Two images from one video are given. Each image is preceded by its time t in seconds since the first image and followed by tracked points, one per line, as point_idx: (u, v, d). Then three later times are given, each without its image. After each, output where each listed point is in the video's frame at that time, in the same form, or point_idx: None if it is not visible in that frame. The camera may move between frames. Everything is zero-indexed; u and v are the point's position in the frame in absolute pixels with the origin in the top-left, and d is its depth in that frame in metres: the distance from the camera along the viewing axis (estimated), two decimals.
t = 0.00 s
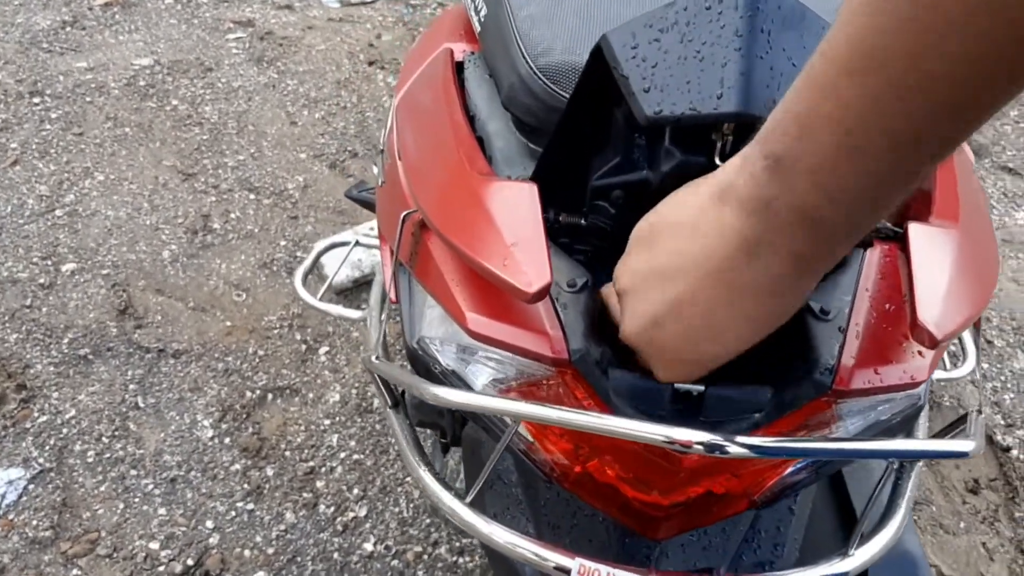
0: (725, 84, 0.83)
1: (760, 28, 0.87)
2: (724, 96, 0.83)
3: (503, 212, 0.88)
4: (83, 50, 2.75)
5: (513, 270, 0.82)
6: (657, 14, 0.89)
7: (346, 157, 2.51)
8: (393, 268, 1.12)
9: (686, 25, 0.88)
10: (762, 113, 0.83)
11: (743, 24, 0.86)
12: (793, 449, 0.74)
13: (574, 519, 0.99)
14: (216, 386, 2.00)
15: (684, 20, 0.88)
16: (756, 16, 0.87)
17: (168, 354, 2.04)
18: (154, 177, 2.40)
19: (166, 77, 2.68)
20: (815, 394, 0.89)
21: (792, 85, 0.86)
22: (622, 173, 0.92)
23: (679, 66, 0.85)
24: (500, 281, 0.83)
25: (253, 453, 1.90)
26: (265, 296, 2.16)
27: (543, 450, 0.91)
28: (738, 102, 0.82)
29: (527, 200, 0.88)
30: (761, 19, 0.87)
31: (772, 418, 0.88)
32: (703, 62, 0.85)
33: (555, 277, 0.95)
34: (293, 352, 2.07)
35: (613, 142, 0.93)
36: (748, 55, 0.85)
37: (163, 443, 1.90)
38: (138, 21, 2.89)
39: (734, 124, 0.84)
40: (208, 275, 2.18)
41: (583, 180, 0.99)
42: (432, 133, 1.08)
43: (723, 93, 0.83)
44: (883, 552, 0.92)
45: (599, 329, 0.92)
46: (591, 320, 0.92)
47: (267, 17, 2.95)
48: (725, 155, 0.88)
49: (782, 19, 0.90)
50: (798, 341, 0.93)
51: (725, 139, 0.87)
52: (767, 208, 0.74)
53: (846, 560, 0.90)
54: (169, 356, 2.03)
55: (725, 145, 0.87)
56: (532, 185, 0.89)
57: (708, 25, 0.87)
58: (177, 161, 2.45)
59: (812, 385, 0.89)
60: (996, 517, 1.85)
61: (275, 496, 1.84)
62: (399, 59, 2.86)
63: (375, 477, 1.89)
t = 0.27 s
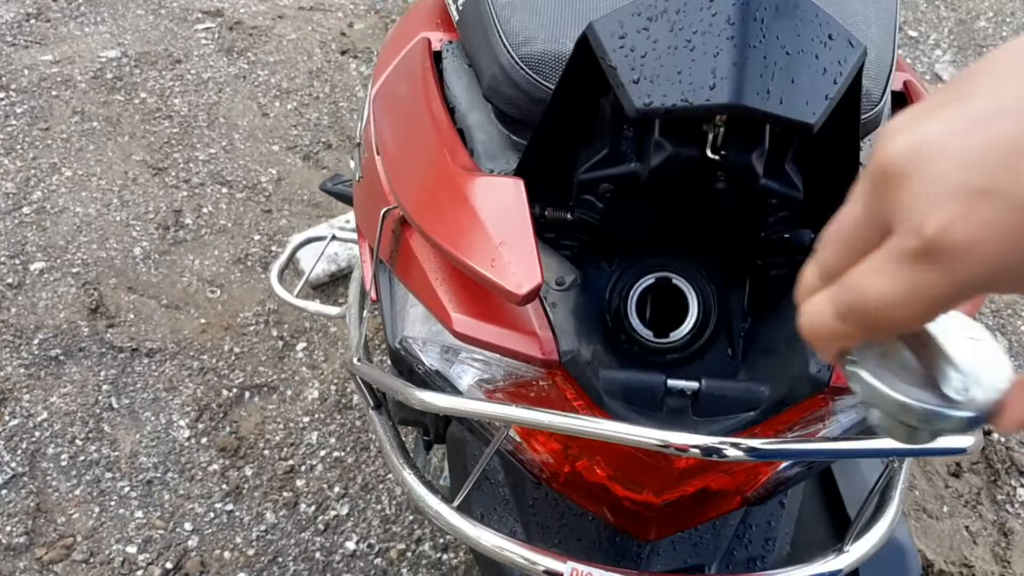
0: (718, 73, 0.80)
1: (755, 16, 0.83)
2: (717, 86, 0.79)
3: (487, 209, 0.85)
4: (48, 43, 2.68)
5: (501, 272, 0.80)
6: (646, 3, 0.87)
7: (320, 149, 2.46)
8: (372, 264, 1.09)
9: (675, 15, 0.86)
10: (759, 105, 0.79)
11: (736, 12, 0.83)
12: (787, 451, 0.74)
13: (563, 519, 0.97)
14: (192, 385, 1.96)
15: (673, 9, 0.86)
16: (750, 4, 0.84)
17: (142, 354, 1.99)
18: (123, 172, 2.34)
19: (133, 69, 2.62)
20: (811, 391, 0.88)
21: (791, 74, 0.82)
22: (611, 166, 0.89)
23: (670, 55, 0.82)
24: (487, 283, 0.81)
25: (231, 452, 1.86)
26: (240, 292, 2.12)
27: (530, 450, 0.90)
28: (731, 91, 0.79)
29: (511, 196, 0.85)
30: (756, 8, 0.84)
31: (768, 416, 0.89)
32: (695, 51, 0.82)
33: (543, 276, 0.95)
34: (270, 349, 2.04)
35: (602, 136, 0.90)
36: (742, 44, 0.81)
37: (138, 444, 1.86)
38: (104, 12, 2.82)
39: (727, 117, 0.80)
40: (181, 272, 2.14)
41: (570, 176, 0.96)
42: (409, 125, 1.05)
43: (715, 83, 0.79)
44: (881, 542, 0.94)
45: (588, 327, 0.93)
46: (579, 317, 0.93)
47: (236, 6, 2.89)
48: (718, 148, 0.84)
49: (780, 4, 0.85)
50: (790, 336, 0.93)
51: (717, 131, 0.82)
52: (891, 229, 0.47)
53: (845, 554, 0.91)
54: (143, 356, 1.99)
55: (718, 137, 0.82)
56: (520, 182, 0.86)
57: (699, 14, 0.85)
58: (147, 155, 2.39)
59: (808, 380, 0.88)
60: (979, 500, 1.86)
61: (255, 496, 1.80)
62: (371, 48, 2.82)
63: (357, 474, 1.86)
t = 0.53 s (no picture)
0: (705, 71, 0.78)
1: (741, 12, 0.82)
2: (705, 83, 0.78)
3: (470, 211, 0.84)
4: (25, 42, 2.64)
5: (485, 277, 0.79)
6: None
7: (302, 145, 2.44)
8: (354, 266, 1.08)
9: (661, 11, 0.84)
10: (747, 102, 0.78)
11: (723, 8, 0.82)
12: (783, 455, 0.73)
13: (551, 522, 0.96)
14: (175, 387, 1.93)
15: (659, 6, 0.84)
16: None
17: (124, 356, 1.97)
18: (102, 171, 2.31)
19: (112, 67, 2.58)
20: (803, 392, 0.88)
21: (780, 70, 0.81)
22: (596, 165, 0.88)
23: (656, 53, 0.81)
24: (471, 287, 0.80)
25: (215, 454, 1.84)
26: (223, 292, 2.10)
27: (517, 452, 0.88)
28: (719, 89, 0.77)
29: (495, 198, 0.83)
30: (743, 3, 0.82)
31: (758, 418, 0.89)
32: (681, 48, 0.81)
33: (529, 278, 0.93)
34: (253, 349, 2.01)
35: (587, 134, 0.88)
36: (729, 40, 0.80)
37: (121, 448, 1.84)
38: (81, 9, 2.78)
39: (714, 116, 0.79)
40: (163, 272, 2.11)
41: (555, 174, 0.95)
42: (390, 125, 1.03)
43: (703, 80, 0.78)
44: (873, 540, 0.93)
45: (575, 331, 0.92)
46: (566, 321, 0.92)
47: (215, 2, 2.86)
48: (706, 146, 0.83)
49: None
50: (779, 336, 0.93)
51: (705, 129, 0.81)
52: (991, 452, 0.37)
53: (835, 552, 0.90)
54: (125, 358, 1.96)
55: (705, 136, 0.81)
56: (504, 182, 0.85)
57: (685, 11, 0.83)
58: (127, 154, 2.36)
59: (797, 380, 0.88)
60: (967, 491, 1.86)
61: (240, 498, 1.78)
62: (353, 43, 2.79)
63: (343, 474, 1.84)
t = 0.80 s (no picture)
0: (688, 80, 0.78)
1: (725, 19, 0.81)
2: (688, 93, 0.77)
3: (453, 223, 0.83)
4: (9, 43, 2.62)
5: (467, 290, 0.78)
6: (613, 6, 0.84)
7: (290, 146, 2.42)
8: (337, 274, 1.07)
9: (644, 18, 0.83)
10: (731, 111, 0.77)
11: (706, 15, 0.81)
12: (770, 470, 0.73)
13: (539, 530, 0.96)
14: (163, 391, 1.92)
15: (641, 13, 0.83)
16: (720, 7, 0.82)
17: (111, 360, 1.95)
18: (88, 173, 2.29)
19: (97, 68, 2.56)
20: (790, 403, 0.88)
21: (764, 79, 0.80)
22: (580, 173, 0.87)
23: (638, 61, 0.80)
24: (453, 301, 0.79)
25: (204, 459, 1.83)
26: (211, 295, 2.08)
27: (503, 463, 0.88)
28: (702, 98, 0.77)
29: (478, 211, 0.83)
30: (726, 11, 0.82)
31: (746, 429, 0.88)
32: (664, 57, 0.80)
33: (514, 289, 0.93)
34: (242, 353, 2.00)
35: (570, 142, 0.88)
36: (712, 48, 0.79)
37: (110, 453, 1.82)
38: (66, 10, 2.75)
39: (697, 125, 0.78)
40: (150, 275, 2.09)
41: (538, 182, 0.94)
42: (373, 132, 1.02)
43: (686, 90, 0.77)
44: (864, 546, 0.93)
45: (562, 343, 0.92)
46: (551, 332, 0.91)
47: (201, 1, 2.83)
48: (690, 155, 0.82)
49: (751, 5, 0.83)
50: (766, 345, 0.93)
51: (689, 138, 0.80)
52: None
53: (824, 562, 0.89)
54: (113, 363, 1.95)
55: (689, 145, 0.81)
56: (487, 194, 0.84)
57: (668, 18, 0.82)
58: (113, 156, 2.34)
59: (784, 391, 0.89)
60: (958, 489, 1.86)
61: (230, 503, 1.77)
62: (340, 42, 2.77)
63: (333, 478, 1.83)
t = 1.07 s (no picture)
0: (681, 97, 0.76)
1: (719, 35, 0.80)
2: (681, 111, 0.76)
3: (442, 244, 0.82)
4: None
5: (457, 314, 0.77)
6: (604, 20, 0.83)
7: (282, 152, 2.40)
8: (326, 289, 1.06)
9: (636, 33, 0.82)
10: (724, 129, 0.76)
11: (699, 31, 0.80)
12: (770, 497, 0.72)
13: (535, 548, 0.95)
14: (155, 402, 1.90)
15: (633, 27, 0.82)
16: (713, 22, 0.80)
17: (102, 371, 1.93)
18: (78, 181, 2.27)
19: (86, 74, 2.54)
20: (789, 424, 0.88)
21: (759, 95, 0.79)
22: (572, 189, 0.86)
23: (630, 78, 0.79)
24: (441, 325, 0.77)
25: (197, 470, 1.81)
26: (203, 304, 2.06)
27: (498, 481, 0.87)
28: (696, 116, 0.75)
29: (468, 233, 0.82)
30: (720, 26, 0.80)
31: (743, 450, 0.87)
32: (656, 73, 0.78)
33: (505, 309, 0.93)
34: (234, 362, 1.98)
35: (562, 157, 0.87)
36: (706, 65, 0.78)
37: (101, 465, 1.80)
38: (54, 15, 2.73)
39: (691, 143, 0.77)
40: (141, 284, 2.08)
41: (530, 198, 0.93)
42: (362, 145, 1.01)
43: (679, 107, 0.76)
44: (865, 561, 0.93)
45: (554, 362, 0.91)
46: (543, 351, 0.91)
47: (191, 5, 2.81)
48: (684, 172, 0.80)
49: (745, 20, 0.82)
50: (764, 364, 0.92)
51: (683, 155, 0.79)
52: None
53: None
54: (104, 373, 1.93)
55: (682, 163, 0.79)
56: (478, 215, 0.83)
57: (661, 33, 0.81)
58: (103, 163, 2.32)
59: (782, 412, 0.88)
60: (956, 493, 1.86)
61: (223, 515, 1.76)
62: (332, 46, 2.75)
63: (327, 488, 1.82)
